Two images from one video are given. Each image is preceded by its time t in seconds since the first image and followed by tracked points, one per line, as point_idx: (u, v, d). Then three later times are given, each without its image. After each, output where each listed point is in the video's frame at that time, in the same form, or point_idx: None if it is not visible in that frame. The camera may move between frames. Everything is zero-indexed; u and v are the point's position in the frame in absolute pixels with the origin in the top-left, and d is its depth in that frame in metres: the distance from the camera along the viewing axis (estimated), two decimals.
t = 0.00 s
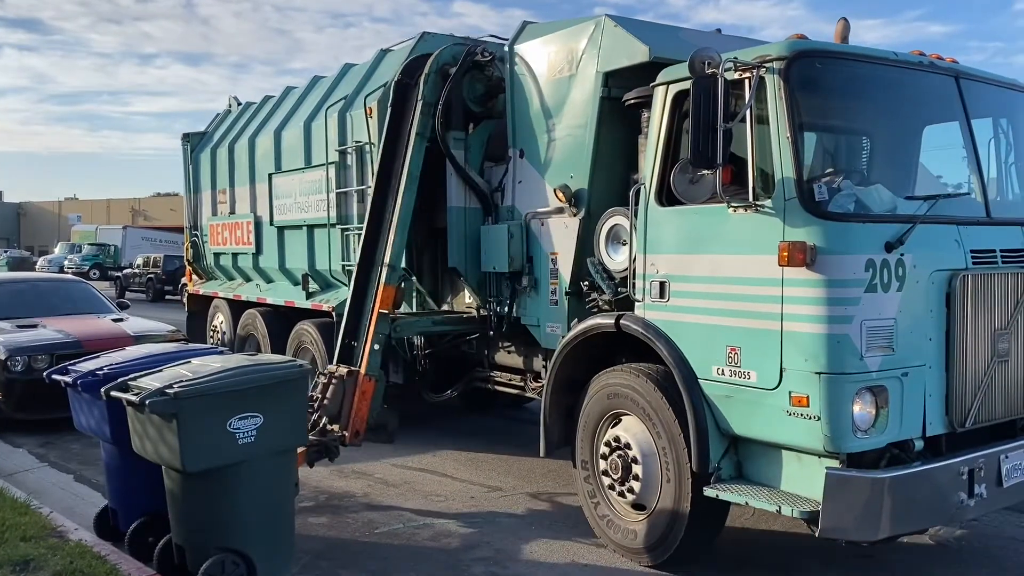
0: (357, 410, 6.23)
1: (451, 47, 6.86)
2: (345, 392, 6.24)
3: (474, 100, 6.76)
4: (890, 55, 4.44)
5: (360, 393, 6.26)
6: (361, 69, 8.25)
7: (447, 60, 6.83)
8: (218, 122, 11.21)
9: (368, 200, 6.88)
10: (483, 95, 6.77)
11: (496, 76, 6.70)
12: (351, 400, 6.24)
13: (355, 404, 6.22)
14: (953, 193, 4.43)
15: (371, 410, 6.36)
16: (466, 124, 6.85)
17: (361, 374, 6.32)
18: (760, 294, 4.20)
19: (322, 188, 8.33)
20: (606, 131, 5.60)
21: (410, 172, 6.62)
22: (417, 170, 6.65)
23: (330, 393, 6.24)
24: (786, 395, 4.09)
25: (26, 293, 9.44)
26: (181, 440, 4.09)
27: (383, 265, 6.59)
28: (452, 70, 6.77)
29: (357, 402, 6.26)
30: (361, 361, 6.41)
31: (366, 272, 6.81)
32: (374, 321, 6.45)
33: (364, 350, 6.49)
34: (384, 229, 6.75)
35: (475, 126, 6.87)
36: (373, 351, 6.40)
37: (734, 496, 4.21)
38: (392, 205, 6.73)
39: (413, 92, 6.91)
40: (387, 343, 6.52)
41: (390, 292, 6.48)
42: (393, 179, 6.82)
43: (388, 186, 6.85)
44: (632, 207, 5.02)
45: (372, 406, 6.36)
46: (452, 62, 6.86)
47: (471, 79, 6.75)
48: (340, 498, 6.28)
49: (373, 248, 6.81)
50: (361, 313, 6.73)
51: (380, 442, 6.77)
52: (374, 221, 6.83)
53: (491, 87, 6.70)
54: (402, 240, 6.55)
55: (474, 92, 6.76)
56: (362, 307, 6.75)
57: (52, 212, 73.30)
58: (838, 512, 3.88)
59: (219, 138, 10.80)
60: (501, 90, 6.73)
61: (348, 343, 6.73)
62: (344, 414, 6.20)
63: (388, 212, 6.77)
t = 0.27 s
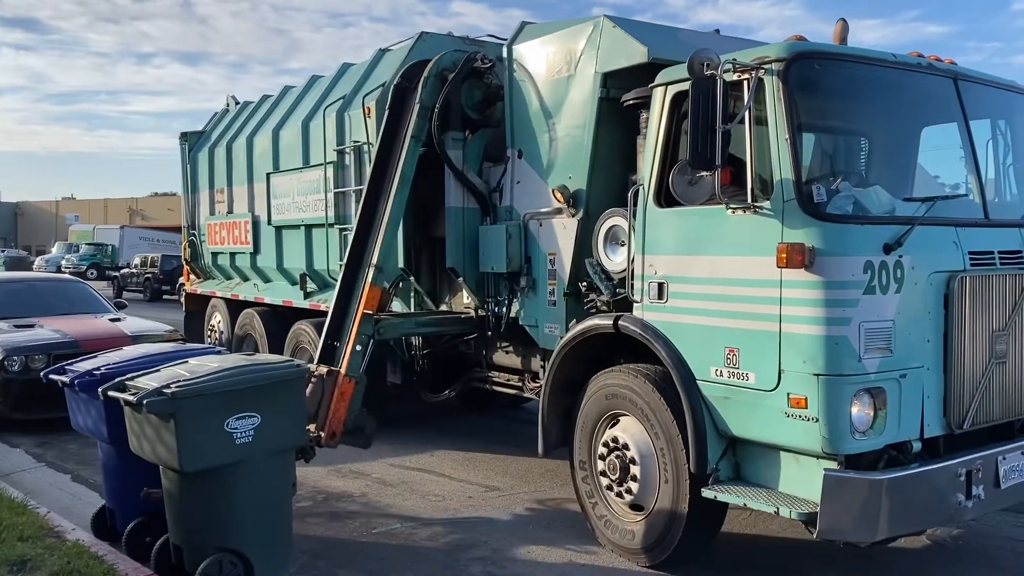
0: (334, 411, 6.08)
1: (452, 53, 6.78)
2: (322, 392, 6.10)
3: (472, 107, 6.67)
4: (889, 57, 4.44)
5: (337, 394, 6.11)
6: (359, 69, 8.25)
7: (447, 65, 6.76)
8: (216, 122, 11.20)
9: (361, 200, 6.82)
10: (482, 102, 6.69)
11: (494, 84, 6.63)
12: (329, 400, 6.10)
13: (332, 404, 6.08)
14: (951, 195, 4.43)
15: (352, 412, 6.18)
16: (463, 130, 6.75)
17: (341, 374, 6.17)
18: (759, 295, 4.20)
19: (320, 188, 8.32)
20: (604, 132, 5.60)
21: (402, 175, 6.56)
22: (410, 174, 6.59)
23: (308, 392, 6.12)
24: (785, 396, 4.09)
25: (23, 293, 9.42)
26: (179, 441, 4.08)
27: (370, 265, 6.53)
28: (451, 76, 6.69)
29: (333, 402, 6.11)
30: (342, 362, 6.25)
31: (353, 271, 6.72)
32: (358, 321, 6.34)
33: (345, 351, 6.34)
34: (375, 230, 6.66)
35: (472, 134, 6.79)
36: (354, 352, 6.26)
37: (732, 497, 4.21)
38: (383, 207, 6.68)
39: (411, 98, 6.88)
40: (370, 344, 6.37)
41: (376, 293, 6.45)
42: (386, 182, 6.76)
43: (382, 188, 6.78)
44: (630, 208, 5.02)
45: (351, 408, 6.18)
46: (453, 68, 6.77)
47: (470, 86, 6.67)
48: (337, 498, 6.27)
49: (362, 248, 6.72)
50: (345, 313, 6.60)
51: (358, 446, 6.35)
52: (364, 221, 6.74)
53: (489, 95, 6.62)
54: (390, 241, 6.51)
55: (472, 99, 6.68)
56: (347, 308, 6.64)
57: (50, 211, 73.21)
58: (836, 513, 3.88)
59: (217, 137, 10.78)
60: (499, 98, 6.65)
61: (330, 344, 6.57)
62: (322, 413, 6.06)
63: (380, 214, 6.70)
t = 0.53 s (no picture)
0: (317, 410, 6.04)
1: (451, 57, 6.74)
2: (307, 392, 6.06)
3: (469, 112, 6.63)
4: (886, 57, 4.45)
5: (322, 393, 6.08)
6: (358, 69, 8.25)
7: (446, 69, 6.71)
8: (215, 122, 11.20)
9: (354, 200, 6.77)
10: (479, 107, 6.65)
11: (491, 89, 6.63)
12: (313, 399, 6.07)
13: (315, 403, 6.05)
14: (948, 194, 4.44)
15: (336, 412, 6.14)
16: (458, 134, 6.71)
17: (327, 373, 6.13)
18: (756, 294, 4.20)
19: (318, 188, 8.32)
20: (602, 131, 5.61)
21: (396, 178, 6.52)
22: (404, 176, 6.54)
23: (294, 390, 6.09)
24: (782, 395, 4.10)
25: (22, 293, 9.41)
26: (177, 440, 4.08)
27: (360, 266, 6.48)
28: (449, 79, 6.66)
29: (317, 402, 6.07)
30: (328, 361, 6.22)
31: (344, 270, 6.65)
32: (346, 321, 6.29)
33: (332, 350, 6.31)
34: (367, 231, 6.61)
35: (469, 139, 6.76)
36: (340, 352, 6.22)
37: (730, 496, 4.22)
38: (374, 208, 6.64)
39: (409, 100, 6.84)
40: (356, 342, 6.34)
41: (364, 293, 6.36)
42: (380, 184, 6.71)
43: (376, 189, 6.72)
44: (629, 207, 5.02)
45: (335, 406, 6.15)
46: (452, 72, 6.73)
47: (468, 90, 6.63)
48: (336, 497, 6.28)
49: (353, 247, 6.67)
50: (333, 312, 6.55)
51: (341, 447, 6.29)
52: (356, 221, 6.69)
53: (487, 101, 6.61)
54: (381, 242, 6.46)
55: (469, 104, 6.64)
56: (334, 307, 6.57)
57: (48, 212, 73.17)
58: (834, 512, 3.88)
59: (215, 138, 10.78)
60: (496, 103, 6.65)
61: (317, 343, 6.52)
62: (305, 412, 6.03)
63: (372, 215, 6.64)
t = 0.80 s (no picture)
0: (313, 410, 6.02)
1: (452, 59, 6.74)
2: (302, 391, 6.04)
3: (469, 113, 6.64)
4: (886, 58, 4.45)
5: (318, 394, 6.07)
6: (358, 69, 8.24)
7: (446, 71, 6.72)
8: (214, 122, 11.19)
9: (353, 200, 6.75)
10: (478, 109, 6.65)
11: (491, 91, 6.62)
12: (309, 400, 6.05)
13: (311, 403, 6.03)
14: (947, 195, 4.44)
15: (332, 412, 6.12)
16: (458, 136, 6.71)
17: (323, 373, 6.12)
18: (756, 295, 4.20)
19: (318, 188, 8.32)
20: (602, 133, 5.61)
21: (394, 179, 6.51)
22: (402, 177, 6.53)
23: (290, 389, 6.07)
24: (782, 397, 4.09)
25: (21, 293, 9.40)
26: (176, 441, 4.08)
27: (358, 266, 6.46)
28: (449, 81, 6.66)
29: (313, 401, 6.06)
30: (324, 362, 6.21)
31: (342, 270, 6.63)
32: (342, 321, 6.28)
33: (328, 350, 6.30)
34: (364, 231, 6.60)
35: (468, 141, 6.74)
36: (336, 353, 6.23)
37: (729, 498, 4.21)
38: (372, 210, 6.63)
39: (409, 100, 6.84)
40: (353, 343, 6.32)
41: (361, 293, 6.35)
42: (378, 185, 6.69)
43: (374, 190, 6.70)
44: (628, 208, 5.02)
45: (331, 406, 6.15)
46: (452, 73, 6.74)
47: (467, 92, 6.64)
48: (335, 498, 6.27)
49: (352, 246, 6.65)
50: (330, 312, 6.53)
51: (336, 449, 6.23)
52: (354, 222, 6.68)
53: (486, 103, 6.60)
54: (378, 241, 6.44)
55: (468, 105, 6.64)
56: (332, 308, 6.55)
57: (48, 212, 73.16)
58: (833, 513, 3.88)
59: (215, 138, 10.78)
60: (496, 105, 6.64)
61: (313, 343, 6.51)
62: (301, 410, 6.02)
63: (370, 215, 6.63)
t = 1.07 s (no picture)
0: (313, 410, 6.05)
1: (451, 60, 6.76)
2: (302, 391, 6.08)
3: (468, 114, 6.64)
4: (885, 59, 4.46)
5: (317, 394, 6.10)
6: (358, 70, 8.24)
7: (446, 72, 6.73)
8: (214, 123, 11.20)
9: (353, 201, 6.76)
10: (478, 110, 6.65)
11: (491, 92, 6.62)
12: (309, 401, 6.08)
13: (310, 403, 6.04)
14: (947, 197, 4.44)
15: (331, 413, 6.13)
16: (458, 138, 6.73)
17: (322, 373, 6.14)
18: (756, 296, 4.20)
19: (318, 189, 8.32)
20: (601, 134, 5.61)
21: (393, 181, 6.51)
22: (401, 179, 6.53)
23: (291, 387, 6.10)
24: (781, 398, 4.10)
25: (20, 294, 9.40)
26: (176, 441, 4.08)
27: (357, 268, 6.46)
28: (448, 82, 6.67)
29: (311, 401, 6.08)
30: (323, 363, 6.20)
31: (342, 272, 6.63)
32: (342, 322, 6.28)
33: (327, 351, 6.30)
34: (363, 233, 6.61)
35: (468, 143, 6.76)
36: (335, 353, 6.22)
37: (729, 499, 4.21)
38: (372, 212, 6.63)
39: (408, 101, 6.85)
40: (352, 344, 6.32)
41: (361, 295, 6.35)
42: (377, 188, 6.69)
43: (372, 194, 6.71)
44: (628, 209, 5.02)
45: (331, 407, 6.16)
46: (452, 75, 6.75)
47: (467, 93, 6.65)
48: (335, 499, 6.27)
49: (351, 248, 6.66)
50: (330, 314, 6.53)
51: (336, 449, 6.27)
52: (354, 224, 6.68)
53: (485, 104, 6.59)
54: (378, 243, 6.44)
55: (468, 107, 6.65)
56: (331, 309, 6.55)
57: (48, 212, 73.19)
58: (833, 514, 3.88)
59: (215, 138, 10.78)
60: (495, 107, 6.63)
61: (312, 345, 6.50)
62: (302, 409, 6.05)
63: (370, 217, 6.63)
